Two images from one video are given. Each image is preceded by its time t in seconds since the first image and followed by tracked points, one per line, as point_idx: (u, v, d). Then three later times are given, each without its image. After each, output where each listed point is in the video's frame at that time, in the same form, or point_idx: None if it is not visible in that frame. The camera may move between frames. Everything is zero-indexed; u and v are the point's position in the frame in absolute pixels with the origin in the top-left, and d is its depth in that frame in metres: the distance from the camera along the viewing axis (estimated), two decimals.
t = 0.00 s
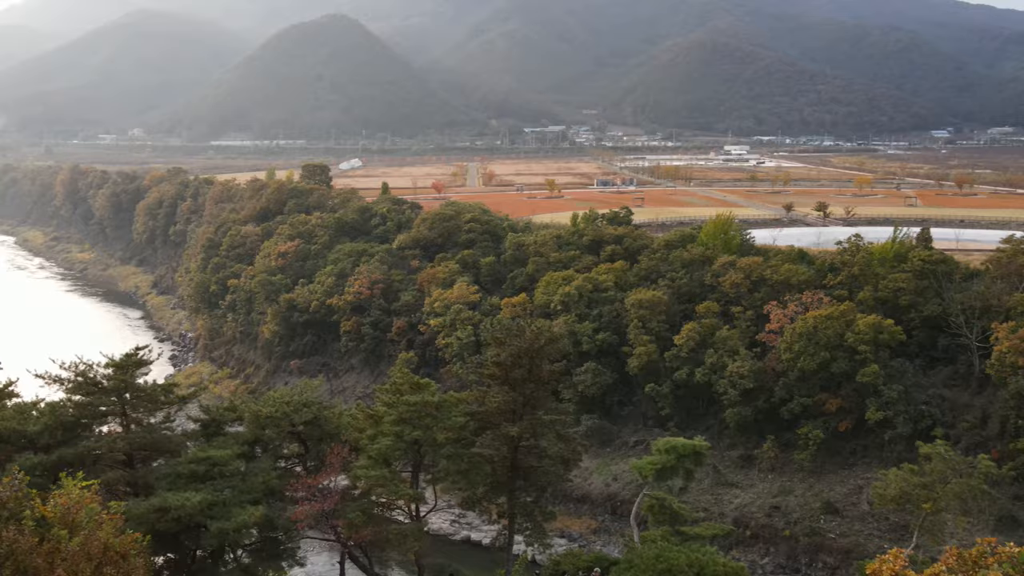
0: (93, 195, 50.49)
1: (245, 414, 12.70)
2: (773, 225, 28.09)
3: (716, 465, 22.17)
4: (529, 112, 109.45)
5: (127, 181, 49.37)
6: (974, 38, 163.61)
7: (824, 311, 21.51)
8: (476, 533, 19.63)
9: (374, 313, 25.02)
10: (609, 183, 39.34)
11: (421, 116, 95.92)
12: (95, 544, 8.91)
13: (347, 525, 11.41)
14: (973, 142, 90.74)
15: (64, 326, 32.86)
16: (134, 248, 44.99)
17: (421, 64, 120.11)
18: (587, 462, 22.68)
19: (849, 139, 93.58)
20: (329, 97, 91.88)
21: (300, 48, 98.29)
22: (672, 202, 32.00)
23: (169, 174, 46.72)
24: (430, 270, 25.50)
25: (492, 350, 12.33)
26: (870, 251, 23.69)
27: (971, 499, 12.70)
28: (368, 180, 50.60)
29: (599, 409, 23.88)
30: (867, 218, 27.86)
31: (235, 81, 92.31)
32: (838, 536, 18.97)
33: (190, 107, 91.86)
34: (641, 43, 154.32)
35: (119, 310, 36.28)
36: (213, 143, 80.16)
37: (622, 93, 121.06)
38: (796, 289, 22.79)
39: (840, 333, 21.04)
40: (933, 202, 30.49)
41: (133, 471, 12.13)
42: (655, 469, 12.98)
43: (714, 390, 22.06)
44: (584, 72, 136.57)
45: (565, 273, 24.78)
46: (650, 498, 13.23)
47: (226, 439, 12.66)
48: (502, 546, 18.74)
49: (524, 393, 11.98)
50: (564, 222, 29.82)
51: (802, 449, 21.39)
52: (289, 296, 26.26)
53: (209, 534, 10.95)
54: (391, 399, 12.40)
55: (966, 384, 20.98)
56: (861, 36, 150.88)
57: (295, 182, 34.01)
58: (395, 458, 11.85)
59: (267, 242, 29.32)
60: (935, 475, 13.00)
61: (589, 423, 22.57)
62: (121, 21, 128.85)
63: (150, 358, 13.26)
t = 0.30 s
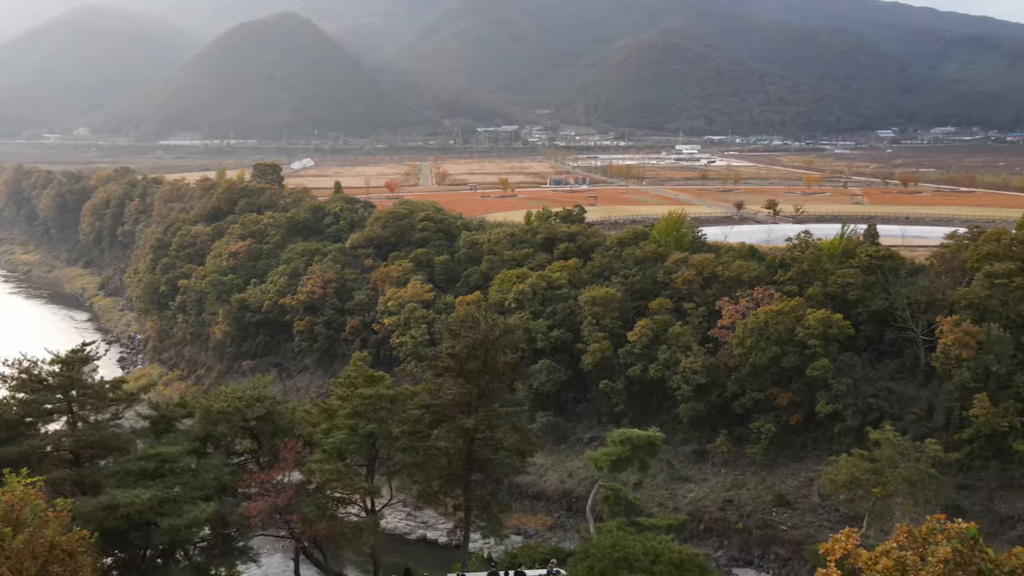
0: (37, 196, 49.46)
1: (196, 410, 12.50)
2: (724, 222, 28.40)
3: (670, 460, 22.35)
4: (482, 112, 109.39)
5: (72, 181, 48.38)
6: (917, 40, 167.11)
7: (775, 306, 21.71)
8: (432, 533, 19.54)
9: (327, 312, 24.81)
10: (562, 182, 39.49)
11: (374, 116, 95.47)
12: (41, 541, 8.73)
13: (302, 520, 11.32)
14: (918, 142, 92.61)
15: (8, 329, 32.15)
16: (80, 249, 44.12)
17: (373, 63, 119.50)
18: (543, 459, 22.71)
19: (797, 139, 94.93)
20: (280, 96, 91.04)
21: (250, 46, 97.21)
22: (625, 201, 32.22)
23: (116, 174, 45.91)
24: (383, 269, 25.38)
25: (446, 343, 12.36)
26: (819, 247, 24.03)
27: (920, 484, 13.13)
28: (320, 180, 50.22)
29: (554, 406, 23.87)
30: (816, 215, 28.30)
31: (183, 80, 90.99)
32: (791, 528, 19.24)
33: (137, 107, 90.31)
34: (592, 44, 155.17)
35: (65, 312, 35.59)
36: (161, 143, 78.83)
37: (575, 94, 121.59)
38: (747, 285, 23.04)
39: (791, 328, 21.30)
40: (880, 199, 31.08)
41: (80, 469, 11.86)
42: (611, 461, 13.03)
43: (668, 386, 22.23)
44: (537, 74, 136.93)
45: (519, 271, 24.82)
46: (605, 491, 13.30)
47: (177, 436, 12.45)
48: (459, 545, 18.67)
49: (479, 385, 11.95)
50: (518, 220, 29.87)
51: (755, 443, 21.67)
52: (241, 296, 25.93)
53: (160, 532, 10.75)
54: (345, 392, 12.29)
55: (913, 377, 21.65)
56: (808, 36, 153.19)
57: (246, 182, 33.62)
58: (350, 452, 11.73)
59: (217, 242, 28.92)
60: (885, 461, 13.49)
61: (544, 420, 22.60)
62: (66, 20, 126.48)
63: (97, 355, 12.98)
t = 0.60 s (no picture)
0: None
1: (142, 406, 12.26)
2: (675, 220, 28.67)
3: (623, 456, 22.48)
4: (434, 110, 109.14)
5: (14, 181, 47.30)
6: (860, 42, 170.37)
7: (725, 301, 21.94)
8: (387, 532, 19.42)
9: (279, 311, 24.57)
10: (514, 181, 39.60)
11: (325, 114, 95.08)
12: None
13: (253, 516, 11.15)
14: (863, 141, 94.36)
15: None
16: (23, 250, 43.14)
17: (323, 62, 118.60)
18: (496, 457, 22.68)
19: (746, 138, 96.14)
20: (229, 95, 90.06)
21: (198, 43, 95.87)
22: (576, 199, 32.41)
23: (59, 173, 45.01)
24: (335, 268, 25.22)
25: (399, 335, 12.40)
26: (768, 243, 24.36)
27: (867, 468, 13.37)
28: (272, 179, 49.70)
29: (508, 403, 23.84)
30: (765, 212, 28.73)
31: (129, 78, 89.41)
32: (742, 521, 19.47)
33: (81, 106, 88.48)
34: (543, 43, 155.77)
35: (7, 315, 34.81)
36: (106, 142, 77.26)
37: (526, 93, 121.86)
38: (697, 281, 23.28)
39: (741, 322, 21.56)
40: (827, 197, 31.62)
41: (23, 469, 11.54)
42: (566, 451, 13.04)
43: (620, 382, 22.36)
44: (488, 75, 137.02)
45: (472, 269, 24.80)
46: (560, 482, 13.33)
47: (123, 433, 12.18)
48: (414, 544, 18.56)
49: (433, 376, 12.05)
50: (470, 219, 29.88)
51: (707, 437, 21.87)
52: (190, 296, 25.57)
53: (106, 529, 10.55)
54: (297, 386, 12.12)
55: (859, 371, 22.02)
56: (755, 37, 155.30)
57: (194, 181, 33.19)
58: (302, 446, 11.57)
59: (165, 241, 28.46)
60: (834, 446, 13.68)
61: (499, 417, 22.57)
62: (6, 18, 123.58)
63: (40, 352, 12.65)
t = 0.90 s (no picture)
0: None
1: (88, 402, 11.99)
2: (627, 218, 28.87)
3: (577, 452, 22.57)
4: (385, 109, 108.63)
5: None
6: (807, 44, 173.21)
7: (676, 297, 22.12)
8: (341, 532, 19.24)
9: (229, 312, 24.25)
10: (466, 180, 39.62)
11: (275, 113, 94.63)
12: None
13: (204, 511, 10.96)
14: (810, 140, 95.90)
15: None
16: None
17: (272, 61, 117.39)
18: (450, 455, 22.63)
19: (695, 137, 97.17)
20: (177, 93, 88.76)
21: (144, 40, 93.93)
22: (528, 198, 32.48)
23: None
24: (285, 267, 25.01)
25: (352, 328, 12.36)
26: (718, 240, 24.61)
27: (816, 454, 13.61)
28: (221, 179, 49.05)
29: (461, 401, 23.78)
30: (714, 210, 29.09)
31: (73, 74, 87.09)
32: (695, 514, 19.63)
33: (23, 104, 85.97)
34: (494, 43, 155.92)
35: None
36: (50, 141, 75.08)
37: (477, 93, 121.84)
38: (649, 277, 23.46)
39: (692, 318, 21.75)
40: (775, 195, 32.08)
41: None
42: (520, 444, 13.04)
43: (573, 378, 22.44)
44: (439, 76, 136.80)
45: (425, 267, 24.73)
46: (514, 474, 13.33)
47: (69, 429, 11.89)
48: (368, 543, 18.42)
49: (386, 368, 12.07)
50: (422, 217, 29.79)
51: (659, 432, 22.06)
52: (138, 296, 25.17)
53: (51, 528, 10.31)
54: (248, 379, 11.96)
55: (808, 364, 22.35)
56: (703, 38, 157.04)
57: (140, 180, 32.67)
58: (254, 441, 11.41)
59: (111, 241, 27.97)
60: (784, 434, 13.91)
61: (452, 415, 22.51)
62: None
63: None
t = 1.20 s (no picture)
0: None
1: (33, 398, 11.69)
2: (580, 216, 29.02)
3: (532, 449, 22.58)
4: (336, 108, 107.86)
5: None
6: (755, 46, 175.57)
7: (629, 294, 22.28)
8: (296, 533, 19.02)
9: (179, 312, 23.87)
10: (418, 179, 39.54)
11: (224, 112, 94.64)
12: None
13: (155, 506, 10.76)
14: (759, 140, 97.17)
15: None
16: None
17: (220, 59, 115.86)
18: (405, 453, 22.52)
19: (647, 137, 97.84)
20: (124, 92, 87.02)
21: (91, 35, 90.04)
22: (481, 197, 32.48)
23: None
24: (236, 266, 24.74)
25: (306, 320, 12.31)
26: (670, 237, 24.82)
27: (769, 440, 13.81)
28: (169, 178, 48.35)
29: (416, 399, 23.65)
30: (666, 208, 29.34)
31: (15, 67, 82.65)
32: (650, 509, 19.73)
33: None
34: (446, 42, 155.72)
35: None
36: None
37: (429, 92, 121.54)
38: (602, 274, 23.61)
39: (645, 314, 21.92)
40: (725, 193, 32.47)
41: None
42: (476, 436, 13.04)
43: (528, 375, 22.47)
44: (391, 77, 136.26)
45: (378, 266, 24.62)
46: (471, 466, 13.32)
47: (13, 426, 11.57)
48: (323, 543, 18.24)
49: (340, 361, 12.05)
50: (375, 216, 29.65)
51: (613, 428, 22.18)
52: (84, 297, 24.70)
53: None
54: (199, 373, 11.80)
55: (759, 359, 22.60)
56: (653, 39, 158.34)
57: (86, 180, 32.06)
58: (206, 435, 11.25)
59: (56, 241, 27.39)
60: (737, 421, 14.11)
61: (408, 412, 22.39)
62: None
63: None
